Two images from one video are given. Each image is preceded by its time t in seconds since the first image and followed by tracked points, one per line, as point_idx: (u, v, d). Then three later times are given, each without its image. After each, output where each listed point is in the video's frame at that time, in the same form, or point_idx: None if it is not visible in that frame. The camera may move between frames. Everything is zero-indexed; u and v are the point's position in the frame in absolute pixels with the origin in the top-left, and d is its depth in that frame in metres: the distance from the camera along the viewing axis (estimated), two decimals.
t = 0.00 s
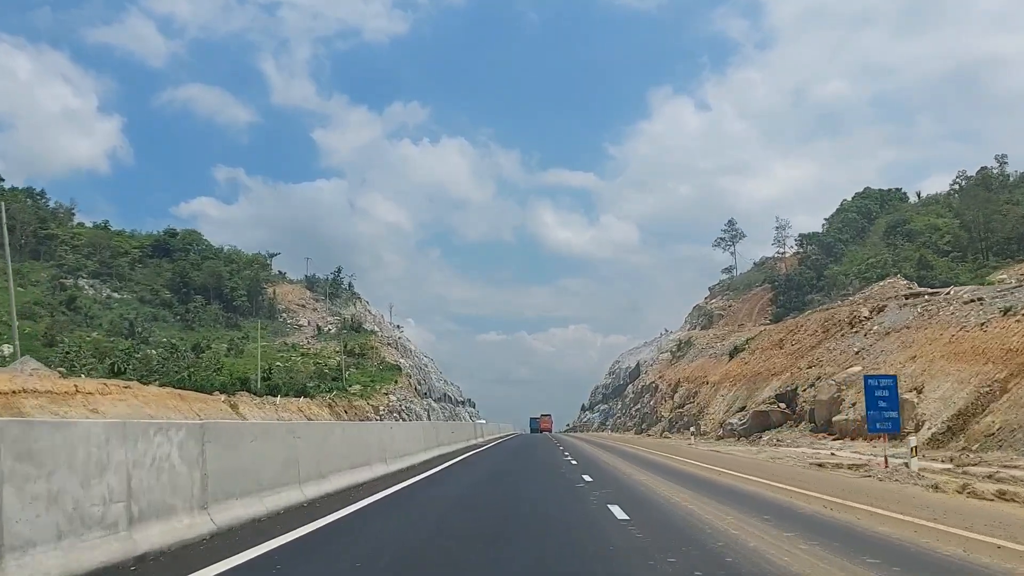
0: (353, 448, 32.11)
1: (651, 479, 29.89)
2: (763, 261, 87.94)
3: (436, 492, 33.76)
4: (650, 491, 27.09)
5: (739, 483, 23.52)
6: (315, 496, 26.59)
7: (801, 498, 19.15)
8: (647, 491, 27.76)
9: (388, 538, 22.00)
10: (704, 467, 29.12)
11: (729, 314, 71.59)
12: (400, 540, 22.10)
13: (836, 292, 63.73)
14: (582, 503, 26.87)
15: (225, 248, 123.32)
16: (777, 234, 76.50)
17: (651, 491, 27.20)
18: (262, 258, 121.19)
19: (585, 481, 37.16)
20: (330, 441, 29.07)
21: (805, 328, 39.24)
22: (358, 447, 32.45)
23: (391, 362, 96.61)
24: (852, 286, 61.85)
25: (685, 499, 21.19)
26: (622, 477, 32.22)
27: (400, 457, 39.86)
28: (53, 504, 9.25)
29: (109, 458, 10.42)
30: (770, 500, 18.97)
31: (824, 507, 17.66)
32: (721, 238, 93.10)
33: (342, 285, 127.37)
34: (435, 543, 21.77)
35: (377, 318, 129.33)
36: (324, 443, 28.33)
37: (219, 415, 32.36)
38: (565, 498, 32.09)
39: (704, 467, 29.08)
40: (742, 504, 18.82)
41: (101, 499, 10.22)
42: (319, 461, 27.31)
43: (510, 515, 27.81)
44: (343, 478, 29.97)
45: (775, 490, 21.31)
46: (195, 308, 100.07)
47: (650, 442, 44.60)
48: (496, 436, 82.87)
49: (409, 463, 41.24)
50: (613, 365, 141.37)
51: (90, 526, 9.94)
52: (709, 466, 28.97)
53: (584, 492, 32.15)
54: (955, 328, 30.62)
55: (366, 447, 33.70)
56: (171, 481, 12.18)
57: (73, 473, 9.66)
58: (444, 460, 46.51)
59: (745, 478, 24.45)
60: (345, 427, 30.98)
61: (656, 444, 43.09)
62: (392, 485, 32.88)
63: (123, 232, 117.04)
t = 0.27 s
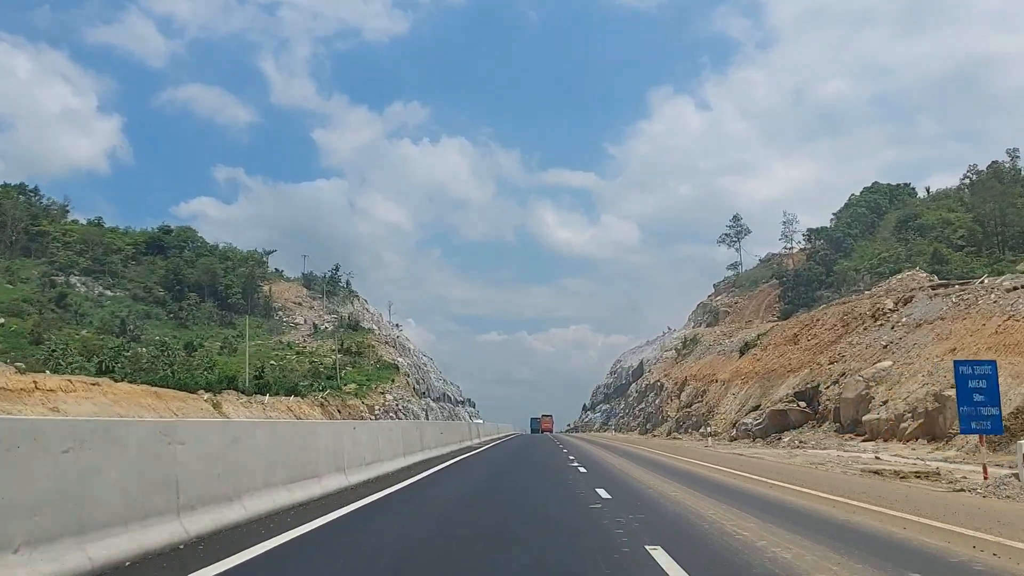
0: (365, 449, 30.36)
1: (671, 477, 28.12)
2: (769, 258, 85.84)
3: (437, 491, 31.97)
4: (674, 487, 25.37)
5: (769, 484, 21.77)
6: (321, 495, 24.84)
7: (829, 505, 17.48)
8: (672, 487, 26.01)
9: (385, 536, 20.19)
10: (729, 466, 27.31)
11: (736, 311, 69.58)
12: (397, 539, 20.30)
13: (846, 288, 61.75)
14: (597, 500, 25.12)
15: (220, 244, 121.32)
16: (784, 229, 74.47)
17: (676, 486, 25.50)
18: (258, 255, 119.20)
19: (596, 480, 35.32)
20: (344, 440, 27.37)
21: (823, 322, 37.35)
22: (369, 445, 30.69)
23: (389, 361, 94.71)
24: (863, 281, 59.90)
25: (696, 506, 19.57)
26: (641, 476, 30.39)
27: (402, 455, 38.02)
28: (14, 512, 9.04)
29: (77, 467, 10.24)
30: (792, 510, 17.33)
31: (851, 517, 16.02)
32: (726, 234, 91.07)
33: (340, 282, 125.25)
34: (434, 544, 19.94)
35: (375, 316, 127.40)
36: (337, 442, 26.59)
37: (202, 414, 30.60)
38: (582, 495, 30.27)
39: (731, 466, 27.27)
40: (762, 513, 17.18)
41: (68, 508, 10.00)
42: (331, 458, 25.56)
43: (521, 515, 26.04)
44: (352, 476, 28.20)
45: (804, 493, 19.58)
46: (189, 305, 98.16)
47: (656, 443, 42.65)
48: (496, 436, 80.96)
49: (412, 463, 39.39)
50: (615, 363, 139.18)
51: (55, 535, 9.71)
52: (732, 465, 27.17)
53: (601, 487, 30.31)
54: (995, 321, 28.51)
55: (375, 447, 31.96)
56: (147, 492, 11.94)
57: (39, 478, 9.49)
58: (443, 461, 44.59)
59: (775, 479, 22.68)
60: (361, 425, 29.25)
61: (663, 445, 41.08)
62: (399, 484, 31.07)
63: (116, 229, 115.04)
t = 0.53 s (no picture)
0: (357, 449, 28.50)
1: (685, 479, 26.22)
2: (774, 255, 83.94)
3: (434, 491, 30.03)
4: (688, 488, 23.49)
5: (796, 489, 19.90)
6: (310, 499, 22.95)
7: (866, 517, 15.63)
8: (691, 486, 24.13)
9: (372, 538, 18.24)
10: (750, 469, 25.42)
11: (743, 307, 67.63)
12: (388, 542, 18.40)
13: (857, 284, 59.82)
14: (607, 500, 23.23)
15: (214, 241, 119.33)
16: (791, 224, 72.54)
17: (693, 487, 23.63)
18: (253, 252, 117.23)
19: (603, 479, 33.38)
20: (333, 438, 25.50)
21: (842, 317, 35.44)
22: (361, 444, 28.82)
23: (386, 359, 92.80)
24: (874, 277, 57.97)
25: (708, 517, 17.77)
26: (652, 477, 28.47)
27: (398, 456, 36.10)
28: None
29: (39, 465, 8.66)
30: (822, 522, 15.51)
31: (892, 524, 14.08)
32: (731, 230, 89.10)
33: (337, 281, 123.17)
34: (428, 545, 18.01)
35: (373, 314, 125.49)
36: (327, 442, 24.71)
37: (178, 412, 28.72)
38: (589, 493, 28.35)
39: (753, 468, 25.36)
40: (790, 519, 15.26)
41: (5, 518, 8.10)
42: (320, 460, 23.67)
43: (525, 513, 24.17)
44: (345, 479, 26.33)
45: (837, 501, 17.73)
46: (182, 302, 96.25)
47: (663, 444, 40.62)
48: (496, 436, 79.04)
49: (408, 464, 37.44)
50: (617, 363, 137.17)
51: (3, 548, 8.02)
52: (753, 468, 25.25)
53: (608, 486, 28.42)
54: None
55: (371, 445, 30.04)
56: (125, 497, 10.36)
57: None
58: (440, 462, 42.61)
59: (802, 481, 20.81)
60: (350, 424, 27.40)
61: (672, 446, 39.00)
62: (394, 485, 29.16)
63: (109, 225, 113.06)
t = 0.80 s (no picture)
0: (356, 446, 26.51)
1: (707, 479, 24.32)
2: (781, 251, 81.81)
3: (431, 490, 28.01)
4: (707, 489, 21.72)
5: (826, 495, 18.37)
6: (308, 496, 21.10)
7: (923, 526, 13.79)
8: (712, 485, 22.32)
9: (370, 535, 16.25)
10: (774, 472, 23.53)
11: (750, 304, 65.68)
12: (387, 537, 16.42)
13: (869, 280, 57.77)
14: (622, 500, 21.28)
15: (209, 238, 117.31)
16: (800, 219, 70.37)
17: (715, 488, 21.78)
18: (249, 250, 115.24)
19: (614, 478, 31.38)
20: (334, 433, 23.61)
21: (863, 310, 33.68)
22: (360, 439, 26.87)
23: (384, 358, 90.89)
24: (886, 272, 55.94)
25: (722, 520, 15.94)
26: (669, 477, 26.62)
27: (398, 456, 34.30)
28: None
29: None
30: (847, 527, 13.85)
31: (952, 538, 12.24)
32: (736, 226, 87.10)
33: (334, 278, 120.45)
34: (438, 541, 16.12)
35: (371, 313, 123.58)
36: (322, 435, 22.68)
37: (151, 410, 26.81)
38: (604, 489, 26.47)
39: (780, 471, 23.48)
40: (834, 532, 13.45)
41: None
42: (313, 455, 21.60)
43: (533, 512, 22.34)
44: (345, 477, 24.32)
45: (875, 511, 16.00)
46: (175, 300, 94.29)
47: (671, 445, 38.78)
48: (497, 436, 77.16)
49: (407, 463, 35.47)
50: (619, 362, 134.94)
51: None
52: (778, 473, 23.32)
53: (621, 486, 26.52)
54: None
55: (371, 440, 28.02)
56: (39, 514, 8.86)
57: None
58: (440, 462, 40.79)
59: (838, 489, 19.08)
60: (347, 422, 25.51)
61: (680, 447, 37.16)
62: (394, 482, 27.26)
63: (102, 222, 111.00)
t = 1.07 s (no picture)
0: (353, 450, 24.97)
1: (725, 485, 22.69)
2: (788, 247, 79.87)
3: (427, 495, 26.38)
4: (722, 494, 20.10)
5: (861, 500, 16.86)
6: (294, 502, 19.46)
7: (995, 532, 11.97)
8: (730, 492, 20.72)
9: (364, 536, 14.42)
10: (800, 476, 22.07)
11: (757, 301, 63.73)
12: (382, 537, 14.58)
13: (881, 275, 55.85)
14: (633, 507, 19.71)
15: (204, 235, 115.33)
16: (808, 213, 68.40)
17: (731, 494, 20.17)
18: (244, 247, 113.28)
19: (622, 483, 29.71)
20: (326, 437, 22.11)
21: (888, 303, 31.82)
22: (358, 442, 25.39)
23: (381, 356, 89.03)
24: (899, 266, 54.03)
25: (743, 526, 14.26)
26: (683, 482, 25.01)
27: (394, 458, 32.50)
28: None
29: None
30: (895, 535, 12.06)
31: None
32: (741, 222, 85.10)
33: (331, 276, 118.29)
34: (440, 540, 14.40)
35: (369, 311, 121.67)
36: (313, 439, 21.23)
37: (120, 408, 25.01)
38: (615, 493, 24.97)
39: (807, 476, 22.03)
40: (889, 542, 11.61)
41: None
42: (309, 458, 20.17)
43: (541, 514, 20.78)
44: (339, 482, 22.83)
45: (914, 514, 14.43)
46: (167, 297, 92.34)
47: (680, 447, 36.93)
48: (497, 436, 75.29)
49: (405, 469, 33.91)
50: (621, 361, 132.95)
51: None
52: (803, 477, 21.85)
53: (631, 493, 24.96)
54: None
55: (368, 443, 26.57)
56: None
57: None
58: (437, 466, 39.04)
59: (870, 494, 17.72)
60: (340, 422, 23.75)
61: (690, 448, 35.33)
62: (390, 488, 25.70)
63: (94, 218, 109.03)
